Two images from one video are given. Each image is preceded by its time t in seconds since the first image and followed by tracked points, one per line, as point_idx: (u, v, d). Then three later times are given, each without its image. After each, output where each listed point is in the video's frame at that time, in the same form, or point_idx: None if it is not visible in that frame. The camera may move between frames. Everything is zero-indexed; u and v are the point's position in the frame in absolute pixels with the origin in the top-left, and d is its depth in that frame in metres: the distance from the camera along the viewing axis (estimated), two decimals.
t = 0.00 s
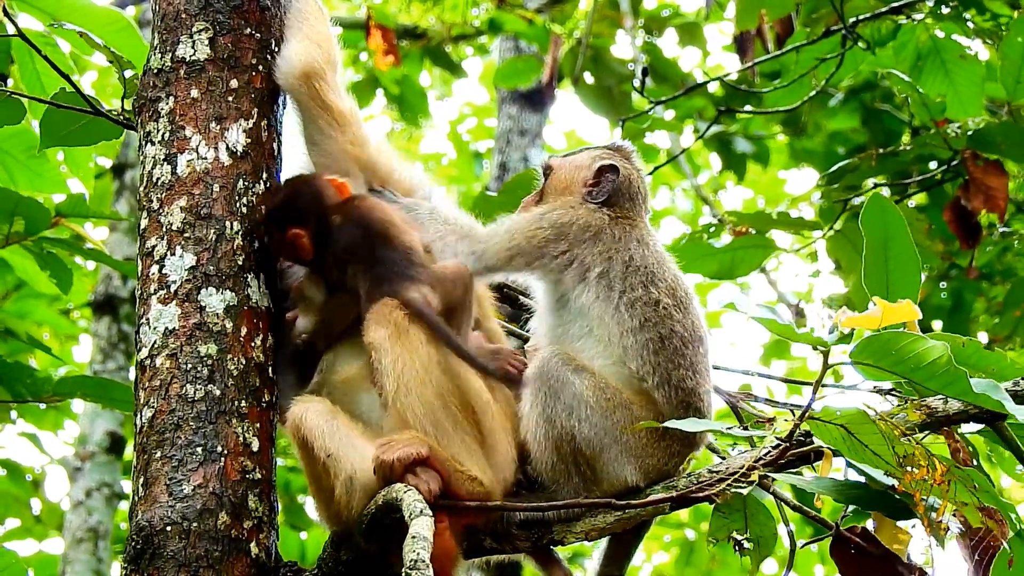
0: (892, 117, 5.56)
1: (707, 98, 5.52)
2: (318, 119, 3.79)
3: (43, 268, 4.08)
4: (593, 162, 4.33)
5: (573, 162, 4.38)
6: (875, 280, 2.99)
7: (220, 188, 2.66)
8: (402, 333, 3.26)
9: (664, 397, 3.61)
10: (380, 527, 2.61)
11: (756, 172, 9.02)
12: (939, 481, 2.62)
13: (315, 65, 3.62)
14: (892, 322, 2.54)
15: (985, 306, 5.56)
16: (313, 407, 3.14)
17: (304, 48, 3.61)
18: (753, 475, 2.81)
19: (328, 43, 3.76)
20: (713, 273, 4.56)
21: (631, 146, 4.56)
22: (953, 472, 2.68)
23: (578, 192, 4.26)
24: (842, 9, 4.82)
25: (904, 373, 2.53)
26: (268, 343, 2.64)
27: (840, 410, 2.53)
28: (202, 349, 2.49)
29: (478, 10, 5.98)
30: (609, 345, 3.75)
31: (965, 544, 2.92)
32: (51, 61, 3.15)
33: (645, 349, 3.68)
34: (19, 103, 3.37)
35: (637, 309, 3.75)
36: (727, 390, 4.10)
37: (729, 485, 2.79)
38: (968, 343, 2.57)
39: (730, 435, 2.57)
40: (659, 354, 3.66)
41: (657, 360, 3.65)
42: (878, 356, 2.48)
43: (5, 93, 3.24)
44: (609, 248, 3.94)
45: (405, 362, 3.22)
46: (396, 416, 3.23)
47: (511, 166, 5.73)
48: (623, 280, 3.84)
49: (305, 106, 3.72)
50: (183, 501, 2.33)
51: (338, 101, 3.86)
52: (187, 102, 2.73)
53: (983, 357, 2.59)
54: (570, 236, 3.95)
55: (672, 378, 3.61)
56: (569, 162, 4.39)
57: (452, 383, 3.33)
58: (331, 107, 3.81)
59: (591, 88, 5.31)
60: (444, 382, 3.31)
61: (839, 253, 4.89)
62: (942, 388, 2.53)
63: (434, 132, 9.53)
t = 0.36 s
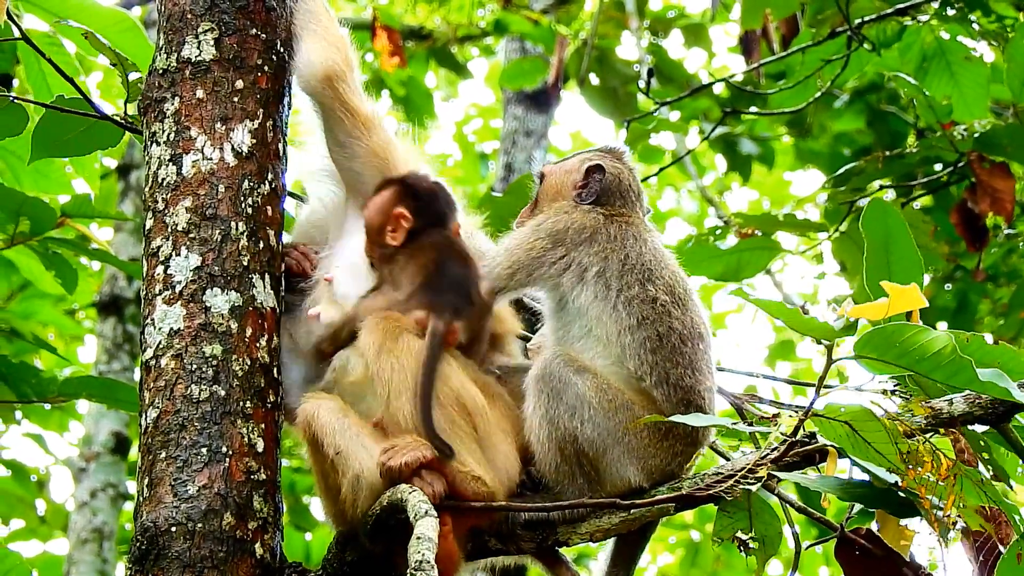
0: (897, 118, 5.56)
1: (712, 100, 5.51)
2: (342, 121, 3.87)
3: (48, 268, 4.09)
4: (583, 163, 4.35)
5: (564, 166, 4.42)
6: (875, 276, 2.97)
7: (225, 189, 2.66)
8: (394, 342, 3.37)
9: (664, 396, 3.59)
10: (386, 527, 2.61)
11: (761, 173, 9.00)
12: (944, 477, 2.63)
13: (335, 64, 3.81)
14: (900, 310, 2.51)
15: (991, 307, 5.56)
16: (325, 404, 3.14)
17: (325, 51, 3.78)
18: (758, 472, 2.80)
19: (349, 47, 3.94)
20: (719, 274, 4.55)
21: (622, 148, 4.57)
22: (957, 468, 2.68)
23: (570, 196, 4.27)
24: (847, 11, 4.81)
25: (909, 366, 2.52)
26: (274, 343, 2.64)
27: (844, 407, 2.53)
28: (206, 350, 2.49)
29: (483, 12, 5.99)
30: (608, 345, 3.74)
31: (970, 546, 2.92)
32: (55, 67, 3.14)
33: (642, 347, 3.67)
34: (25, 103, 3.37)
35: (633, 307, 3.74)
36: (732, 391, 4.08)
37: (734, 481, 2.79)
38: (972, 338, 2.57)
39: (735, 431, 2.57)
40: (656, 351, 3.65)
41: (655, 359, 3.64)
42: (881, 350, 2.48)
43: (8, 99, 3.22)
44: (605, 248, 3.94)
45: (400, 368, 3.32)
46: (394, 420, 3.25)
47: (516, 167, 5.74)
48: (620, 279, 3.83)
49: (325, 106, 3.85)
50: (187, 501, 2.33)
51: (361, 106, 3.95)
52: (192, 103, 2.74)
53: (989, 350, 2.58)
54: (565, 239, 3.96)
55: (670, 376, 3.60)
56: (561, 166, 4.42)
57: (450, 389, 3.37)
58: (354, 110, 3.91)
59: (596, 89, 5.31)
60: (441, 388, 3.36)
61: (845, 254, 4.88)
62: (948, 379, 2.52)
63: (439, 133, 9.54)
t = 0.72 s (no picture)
0: (898, 120, 5.55)
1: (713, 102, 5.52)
2: (340, 128, 3.91)
3: (50, 272, 4.09)
4: (585, 165, 4.37)
5: (566, 167, 4.45)
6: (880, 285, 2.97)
7: (226, 192, 2.66)
8: (392, 340, 3.34)
9: (665, 397, 3.57)
10: (389, 529, 2.62)
11: (763, 175, 9.00)
12: (946, 480, 2.60)
13: (333, 71, 3.92)
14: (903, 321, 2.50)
15: (992, 308, 5.56)
16: (324, 410, 3.14)
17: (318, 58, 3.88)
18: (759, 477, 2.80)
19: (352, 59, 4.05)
20: (720, 275, 4.55)
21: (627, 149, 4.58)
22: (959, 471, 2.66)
23: (572, 195, 4.30)
24: (848, 12, 4.81)
25: (911, 372, 2.51)
26: (275, 346, 2.64)
27: (846, 410, 2.55)
28: (208, 353, 2.48)
29: (484, 14, 5.99)
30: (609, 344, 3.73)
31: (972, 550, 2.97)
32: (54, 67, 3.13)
33: (643, 347, 3.65)
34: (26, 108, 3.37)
35: (635, 306, 3.72)
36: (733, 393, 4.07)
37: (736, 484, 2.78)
38: (977, 351, 2.57)
39: (737, 435, 2.56)
40: (657, 352, 3.63)
41: (656, 359, 3.62)
42: (885, 355, 2.48)
43: (8, 100, 3.22)
44: (609, 246, 3.93)
45: (397, 366, 3.29)
46: (395, 423, 3.26)
47: (518, 170, 5.74)
48: (625, 277, 3.80)
49: (323, 113, 3.93)
50: (189, 505, 2.33)
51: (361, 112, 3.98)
52: (194, 106, 2.74)
53: (992, 363, 2.57)
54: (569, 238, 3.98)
55: (670, 377, 3.59)
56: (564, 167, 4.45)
57: (451, 389, 3.39)
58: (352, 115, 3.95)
59: (597, 91, 5.30)
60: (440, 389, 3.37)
61: (846, 256, 4.87)
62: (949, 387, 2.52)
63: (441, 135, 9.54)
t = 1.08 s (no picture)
0: (897, 124, 5.56)
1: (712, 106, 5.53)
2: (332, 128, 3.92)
3: (48, 275, 4.09)
4: (578, 171, 4.37)
5: (557, 173, 4.44)
6: (877, 284, 2.98)
7: (224, 196, 2.66)
8: (387, 349, 3.32)
9: (666, 402, 3.57)
10: (387, 533, 2.62)
11: (761, 179, 9.02)
12: (944, 483, 2.60)
13: (329, 74, 3.82)
14: (900, 318, 2.50)
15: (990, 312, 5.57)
16: (322, 413, 3.14)
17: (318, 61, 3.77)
18: (756, 479, 2.80)
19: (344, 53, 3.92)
20: (718, 279, 4.54)
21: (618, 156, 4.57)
22: (957, 474, 2.66)
23: (566, 204, 4.31)
24: (847, 16, 4.81)
25: (909, 373, 2.52)
26: (273, 350, 2.64)
27: (844, 413, 2.55)
28: (206, 357, 2.49)
29: (482, 18, 5.99)
30: (610, 351, 3.72)
31: (971, 551, 2.92)
32: (52, 68, 3.12)
33: (646, 355, 3.64)
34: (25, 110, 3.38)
35: (637, 314, 3.72)
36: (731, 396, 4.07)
37: (734, 488, 2.79)
38: (972, 346, 2.56)
39: (734, 438, 2.57)
40: (659, 358, 3.63)
41: (659, 366, 3.61)
42: (882, 356, 2.48)
43: (7, 101, 3.23)
44: (611, 255, 3.93)
45: (394, 376, 3.28)
46: (391, 428, 3.27)
47: (516, 173, 5.74)
48: (631, 289, 3.80)
49: (316, 112, 3.93)
50: (188, 508, 2.33)
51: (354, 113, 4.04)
52: (192, 110, 2.74)
53: (990, 358, 2.57)
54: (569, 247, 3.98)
55: (673, 383, 3.58)
56: (554, 174, 4.43)
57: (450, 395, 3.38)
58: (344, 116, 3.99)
59: (595, 95, 5.31)
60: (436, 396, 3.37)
61: (845, 259, 4.87)
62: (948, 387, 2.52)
63: (439, 139, 9.54)
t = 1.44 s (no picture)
0: (894, 126, 5.57)
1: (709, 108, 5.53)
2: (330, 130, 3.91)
3: (45, 278, 4.09)
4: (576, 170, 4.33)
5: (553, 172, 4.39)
6: (876, 289, 2.97)
7: (222, 199, 2.66)
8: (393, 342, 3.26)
9: (657, 399, 3.61)
10: (383, 536, 2.61)
11: (758, 181, 9.03)
12: (940, 484, 2.60)
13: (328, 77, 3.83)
14: (897, 322, 2.51)
15: (987, 315, 5.58)
16: (319, 415, 3.14)
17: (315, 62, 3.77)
18: (754, 482, 2.81)
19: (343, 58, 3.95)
20: (716, 283, 4.55)
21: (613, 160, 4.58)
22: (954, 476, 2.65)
23: (560, 200, 4.26)
24: (844, 19, 4.82)
25: (906, 375, 2.52)
26: (270, 352, 2.64)
27: (841, 415, 2.52)
28: (203, 359, 2.49)
29: (479, 20, 5.99)
30: (599, 347, 3.73)
31: (967, 553, 2.91)
32: (48, 71, 3.13)
33: (635, 350, 3.68)
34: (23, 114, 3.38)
35: (625, 310, 3.75)
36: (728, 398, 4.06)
37: (732, 490, 2.80)
38: (970, 347, 2.56)
39: (732, 440, 2.57)
40: (648, 354, 3.67)
41: (647, 361, 3.66)
42: (879, 359, 2.48)
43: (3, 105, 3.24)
44: (602, 249, 3.92)
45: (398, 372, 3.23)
46: (388, 430, 3.33)
47: (513, 176, 5.74)
48: (617, 281, 3.82)
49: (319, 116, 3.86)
50: (185, 511, 2.32)
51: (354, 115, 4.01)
52: (189, 112, 2.74)
53: (987, 359, 2.57)
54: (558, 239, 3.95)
55: (661, 378, 3.63)
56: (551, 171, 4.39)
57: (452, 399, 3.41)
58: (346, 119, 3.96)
59: (592, 97, 5.31)
60: (437, 394, 3.40)
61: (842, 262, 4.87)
62: (945, 388, 2.52)
63: (437, 141, 9.55)
